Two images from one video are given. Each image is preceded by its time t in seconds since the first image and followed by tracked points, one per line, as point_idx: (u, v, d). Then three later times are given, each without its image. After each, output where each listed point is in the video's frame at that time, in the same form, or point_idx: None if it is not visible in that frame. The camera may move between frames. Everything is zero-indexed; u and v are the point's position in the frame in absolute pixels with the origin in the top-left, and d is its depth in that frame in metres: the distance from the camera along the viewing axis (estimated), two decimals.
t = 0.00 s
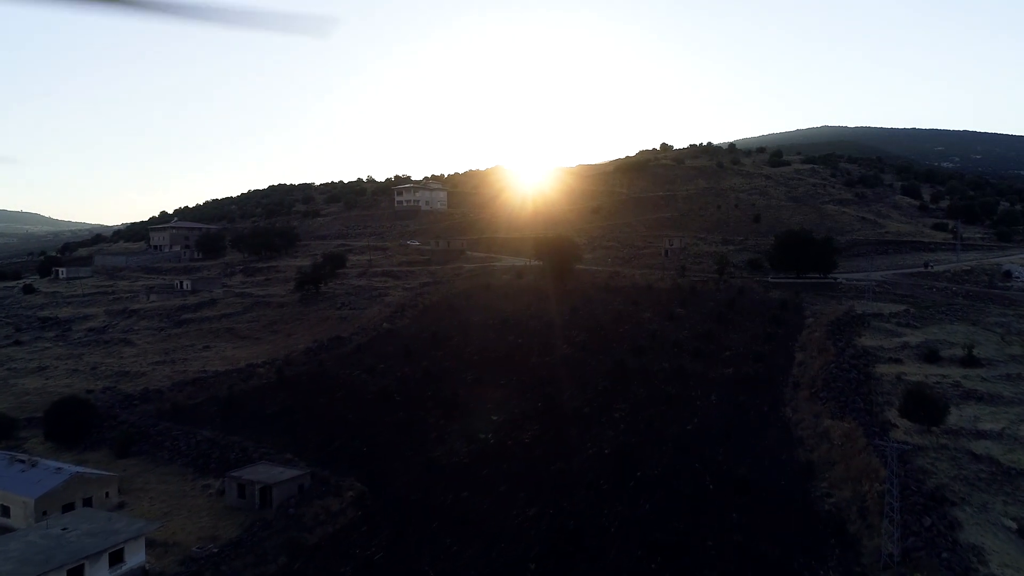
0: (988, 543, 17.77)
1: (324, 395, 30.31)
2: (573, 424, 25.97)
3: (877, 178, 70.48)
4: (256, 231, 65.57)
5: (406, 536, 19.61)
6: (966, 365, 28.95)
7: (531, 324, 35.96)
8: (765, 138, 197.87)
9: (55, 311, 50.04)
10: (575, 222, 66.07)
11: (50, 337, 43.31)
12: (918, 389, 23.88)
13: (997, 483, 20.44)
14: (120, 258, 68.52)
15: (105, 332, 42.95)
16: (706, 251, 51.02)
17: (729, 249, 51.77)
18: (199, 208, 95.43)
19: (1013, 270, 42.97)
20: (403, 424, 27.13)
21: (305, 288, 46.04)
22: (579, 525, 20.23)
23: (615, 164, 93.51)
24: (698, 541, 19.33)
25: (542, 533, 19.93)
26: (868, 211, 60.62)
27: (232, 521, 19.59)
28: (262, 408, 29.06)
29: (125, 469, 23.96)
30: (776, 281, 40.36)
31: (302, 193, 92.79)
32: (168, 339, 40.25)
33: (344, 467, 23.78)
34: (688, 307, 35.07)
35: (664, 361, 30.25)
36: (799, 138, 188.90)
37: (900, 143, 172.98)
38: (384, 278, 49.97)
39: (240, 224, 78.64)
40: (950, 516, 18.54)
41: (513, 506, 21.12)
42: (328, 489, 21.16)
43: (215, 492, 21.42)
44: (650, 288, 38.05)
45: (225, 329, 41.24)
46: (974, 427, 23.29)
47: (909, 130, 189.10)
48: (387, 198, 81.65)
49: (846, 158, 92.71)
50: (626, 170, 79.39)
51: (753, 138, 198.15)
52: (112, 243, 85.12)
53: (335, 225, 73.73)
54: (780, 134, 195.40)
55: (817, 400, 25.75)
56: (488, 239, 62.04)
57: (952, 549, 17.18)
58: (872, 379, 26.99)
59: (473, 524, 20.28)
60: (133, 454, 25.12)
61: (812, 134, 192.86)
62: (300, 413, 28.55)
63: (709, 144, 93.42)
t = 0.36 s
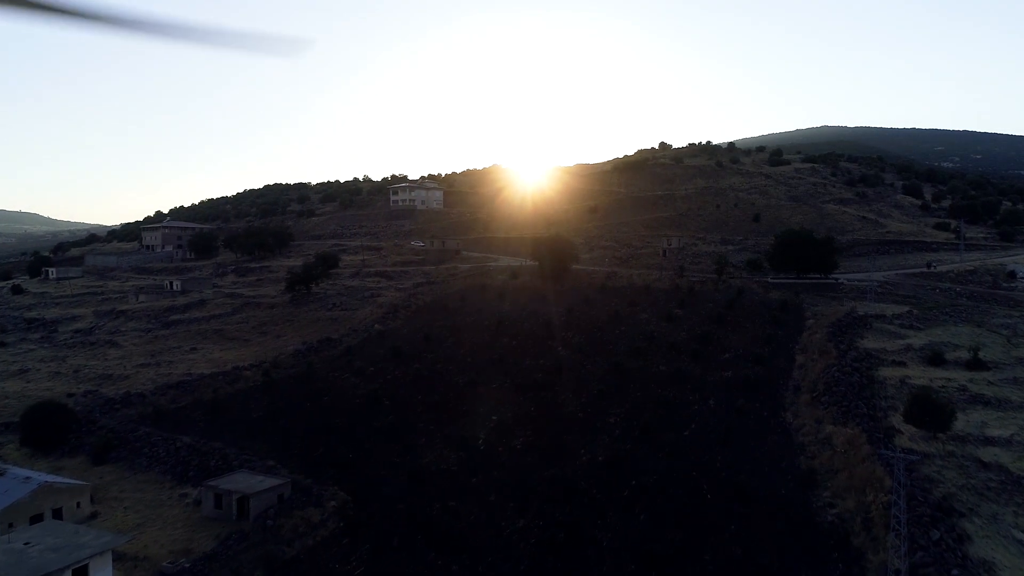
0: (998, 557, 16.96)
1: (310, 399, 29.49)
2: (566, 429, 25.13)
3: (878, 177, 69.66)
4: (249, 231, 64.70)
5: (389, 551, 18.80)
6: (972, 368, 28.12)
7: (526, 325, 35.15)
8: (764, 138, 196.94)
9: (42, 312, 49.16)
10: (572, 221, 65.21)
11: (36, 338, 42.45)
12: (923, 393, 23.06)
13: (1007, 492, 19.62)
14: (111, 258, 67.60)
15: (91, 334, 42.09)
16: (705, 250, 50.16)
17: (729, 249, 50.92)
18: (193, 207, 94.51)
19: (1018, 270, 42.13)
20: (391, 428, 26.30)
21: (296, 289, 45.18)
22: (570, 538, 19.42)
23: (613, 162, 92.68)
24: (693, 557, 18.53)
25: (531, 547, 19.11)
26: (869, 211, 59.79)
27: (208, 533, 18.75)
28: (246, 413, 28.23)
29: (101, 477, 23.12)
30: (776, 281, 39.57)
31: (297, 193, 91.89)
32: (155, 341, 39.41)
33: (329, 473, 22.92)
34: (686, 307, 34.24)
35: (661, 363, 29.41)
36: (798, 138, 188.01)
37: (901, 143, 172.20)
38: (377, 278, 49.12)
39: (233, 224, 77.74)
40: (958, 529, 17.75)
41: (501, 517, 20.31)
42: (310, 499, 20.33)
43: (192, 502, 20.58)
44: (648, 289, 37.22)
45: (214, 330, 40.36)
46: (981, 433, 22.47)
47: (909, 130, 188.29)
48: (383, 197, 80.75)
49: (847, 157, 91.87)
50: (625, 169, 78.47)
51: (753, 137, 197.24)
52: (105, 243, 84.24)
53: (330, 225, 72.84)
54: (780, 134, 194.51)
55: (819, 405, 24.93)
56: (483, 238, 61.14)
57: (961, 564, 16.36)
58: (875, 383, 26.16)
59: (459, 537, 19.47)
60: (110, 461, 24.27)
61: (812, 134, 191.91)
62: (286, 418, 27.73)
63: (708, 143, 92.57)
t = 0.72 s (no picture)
0: (1009, 573, 16.12)
1: (296, 403, 28.62)
2: (558, 435, 24.28)
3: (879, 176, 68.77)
4: (240, 230, 63.72)
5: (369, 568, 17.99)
6: (977, 372, 27.24)
7: (518, 326, 34.25)
8: (763, 138, 195.89)
9: (27, 313, 48.19)
10: (568, 221, 64.27)
11: (19, 339, 41.49)
12: (928, 399, 22.19)
13: (1017, 503, 18.76)
14: (101, 258, 66.58)
15: (75, 335, 41.15)
16: (704, 250, 49.22)
17: (727, 248, 50.04)
18: (187, 207, 93.50)
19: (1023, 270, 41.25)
20: (377, 434, 25.42)
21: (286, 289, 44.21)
22: (559, 553, 18.59)
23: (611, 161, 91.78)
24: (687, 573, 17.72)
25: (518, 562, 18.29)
26: (870, 210, 58.90)
27: (180, 548, 17.92)
28: (228, 418, 27.35)
29: (73, 487, 22.26)
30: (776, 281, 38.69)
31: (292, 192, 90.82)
32: (139, 343, 38.47)
33: (310, 482, 22.04)
34: (683, 308, 33.36)
35: (657, 367, 28.52)
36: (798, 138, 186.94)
37: (900, 142, 171.30)
38: (369, 278, 48.16)
39: (226, 223, 76.75)
40: (966, 545, 16.88)
41: (487, 531, 19.47)
42: (288, 511, 19.48)
43: (164, 513, 19.72)
44: (644, 289, 36.32)
45: (200, 332, 39.45)
46: (989, 440, 21.59)
47: (908, 130, 187.38)
48: (378, 196, 79.71)
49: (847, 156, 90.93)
50: (623, 167, 77.53)
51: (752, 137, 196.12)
52: (96, 243, 83.20)
53: (323, 224, 71.84)
54: (779, 133, 193.50)
55: (820, 410, 24.06)
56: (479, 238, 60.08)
57: None
58: (878, 387, 25.28)
59: (443, 552, 18.66)
60: (84, 469, 23.39)
61: (812, 134, 190.68)
62: (269, 422, 26.82)
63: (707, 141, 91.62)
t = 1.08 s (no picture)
0: None
1: (281, 407, 27.82)
2: (551, 440, 23.49)
3: (880, 175, 67.96)
4: (233, 230, 62.88)
5: None
6: (984, 374, 26.43)
7: (513, 328, 33.44)
8: (763, 137, 194.90)
9: (14, 313, 47.35)
10: (566, 220, 63.45)
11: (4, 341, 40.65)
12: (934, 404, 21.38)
13: None
14: (93, 257, 65.72)
15: (60, 337, 40.32)
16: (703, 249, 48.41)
17: (727, 248, 49.22)
18: (181, 206, 92.63)
19: None
20: (364, 439, 24.60)
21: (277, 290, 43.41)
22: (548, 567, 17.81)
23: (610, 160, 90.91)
24: None
25: None
26: (871, 209, 58.10)
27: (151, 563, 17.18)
28: (212, 422, 26.57)
29: (46, 496, 21.48)
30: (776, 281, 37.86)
31: (287, 191, 89.98)
32: (126, 345, 37.66)
33: (293, 489, 21.23)
34: (682, 309, 32.56)
35: (654, 370, 27.70)
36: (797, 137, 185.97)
37: (900, 142, 170.46)
38: (362, 278, 47.34)
39: (220, 223, 75.93)
40: (975, 560, 16.10)
41: (474, 543, 18.69)
42: (267, 522, 18.73)
43: (138, 524, 18.97)
44: (641, 290, 35.49)
45: (188, 333, 38.60)
46: (998, 446, 20.77)
47: (907, 130, 186.73)
48: (373, 195, 78.83)
49: (848, 155, 90.13)
50: (621, 166, 76.65)
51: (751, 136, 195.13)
52: (89, 243, 82.34)
53: (318, 224, 70.99)
54: (778, 133, 192.63)
55: (822, 415, 23.26)
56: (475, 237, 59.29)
57: None
58: (882, 391, 24.48)
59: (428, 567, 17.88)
60: (59, 476, 22.60)
61: (811, 133, 189.83)
62: (253, 427, 26.03)
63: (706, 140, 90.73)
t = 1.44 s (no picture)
0: None
1: (266, 412, 26.98)
2: (544, 446, 22.67)
3: (881, 174, 67.05)
4: (226, 229, 61.98)
5: None
6: (991, 377, 25.58)
7: (507, 329, 32.62)
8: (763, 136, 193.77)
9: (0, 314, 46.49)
10: (563, 220, 62.58)
11: None
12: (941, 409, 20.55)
13: None
14: (83, 257, 64.85)
15: (45, 338, 39.48)
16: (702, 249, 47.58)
17: (726, 247, 48.39)
18: (176, 205, 91.73)
19: None
20: (350, 444, 23.74)
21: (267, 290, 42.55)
22: None
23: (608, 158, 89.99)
24: None
25: None
26: (873, 208, 57.25)
27: None
28: (194, 427, 25.74)
29: (18, 505, 20.72)
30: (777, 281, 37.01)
31: (282, 190, 89.07)
32: (112, 347, 36.81)
33: (273, 498, 20.40)
34: (680, 310, 31.71)
35: (651, 373, 26.85)
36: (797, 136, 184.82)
37: (900, 142, 169.50)
38: (355, 278, 46.50)
39: (214, 222, 75.04)
40: None
41: (461, 556, 17.87)
42: (243, 534, 18.00)
43: (109, 536, 18.24)
44: (639, 290, 34.63)
45: (175, 335, 37.75)
46: (1008, 454, 19.92)
47: (907, 129, 185.74)
48: (369, 194, 77.90)
49: (849, 153, 89.24)
50: (619, 164, 75.75)
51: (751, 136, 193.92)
52: (82, 242, 81.44)
53: (313, 223, 70.13)
54: (778, 133, 191.54)
55: (825, 420, 22.41)
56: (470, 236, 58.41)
57: None
58: (887, 395, 23.62)
59: None
60: (32, 485, 21.82)
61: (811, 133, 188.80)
62: (236, 432, 25.18)
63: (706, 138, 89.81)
